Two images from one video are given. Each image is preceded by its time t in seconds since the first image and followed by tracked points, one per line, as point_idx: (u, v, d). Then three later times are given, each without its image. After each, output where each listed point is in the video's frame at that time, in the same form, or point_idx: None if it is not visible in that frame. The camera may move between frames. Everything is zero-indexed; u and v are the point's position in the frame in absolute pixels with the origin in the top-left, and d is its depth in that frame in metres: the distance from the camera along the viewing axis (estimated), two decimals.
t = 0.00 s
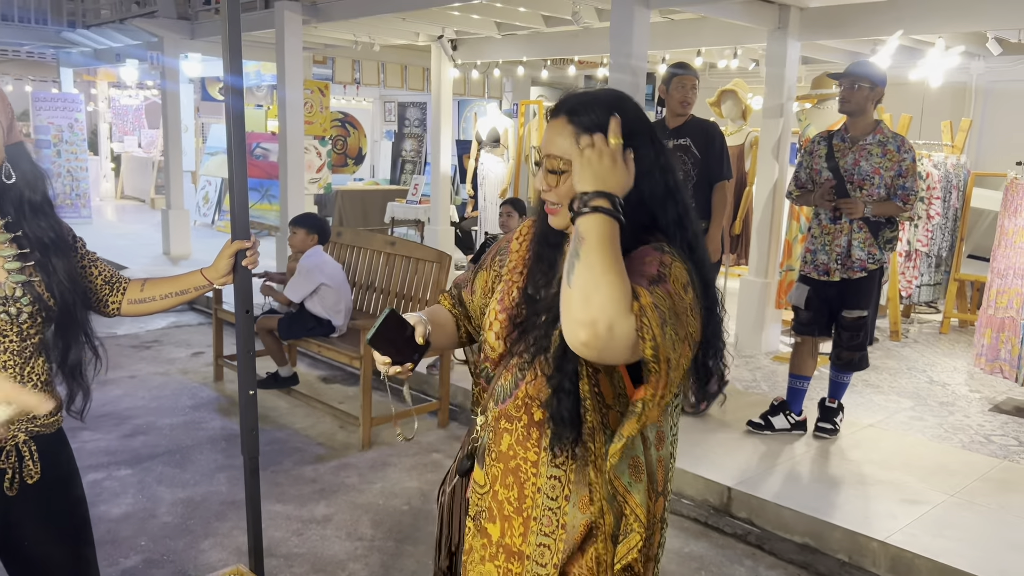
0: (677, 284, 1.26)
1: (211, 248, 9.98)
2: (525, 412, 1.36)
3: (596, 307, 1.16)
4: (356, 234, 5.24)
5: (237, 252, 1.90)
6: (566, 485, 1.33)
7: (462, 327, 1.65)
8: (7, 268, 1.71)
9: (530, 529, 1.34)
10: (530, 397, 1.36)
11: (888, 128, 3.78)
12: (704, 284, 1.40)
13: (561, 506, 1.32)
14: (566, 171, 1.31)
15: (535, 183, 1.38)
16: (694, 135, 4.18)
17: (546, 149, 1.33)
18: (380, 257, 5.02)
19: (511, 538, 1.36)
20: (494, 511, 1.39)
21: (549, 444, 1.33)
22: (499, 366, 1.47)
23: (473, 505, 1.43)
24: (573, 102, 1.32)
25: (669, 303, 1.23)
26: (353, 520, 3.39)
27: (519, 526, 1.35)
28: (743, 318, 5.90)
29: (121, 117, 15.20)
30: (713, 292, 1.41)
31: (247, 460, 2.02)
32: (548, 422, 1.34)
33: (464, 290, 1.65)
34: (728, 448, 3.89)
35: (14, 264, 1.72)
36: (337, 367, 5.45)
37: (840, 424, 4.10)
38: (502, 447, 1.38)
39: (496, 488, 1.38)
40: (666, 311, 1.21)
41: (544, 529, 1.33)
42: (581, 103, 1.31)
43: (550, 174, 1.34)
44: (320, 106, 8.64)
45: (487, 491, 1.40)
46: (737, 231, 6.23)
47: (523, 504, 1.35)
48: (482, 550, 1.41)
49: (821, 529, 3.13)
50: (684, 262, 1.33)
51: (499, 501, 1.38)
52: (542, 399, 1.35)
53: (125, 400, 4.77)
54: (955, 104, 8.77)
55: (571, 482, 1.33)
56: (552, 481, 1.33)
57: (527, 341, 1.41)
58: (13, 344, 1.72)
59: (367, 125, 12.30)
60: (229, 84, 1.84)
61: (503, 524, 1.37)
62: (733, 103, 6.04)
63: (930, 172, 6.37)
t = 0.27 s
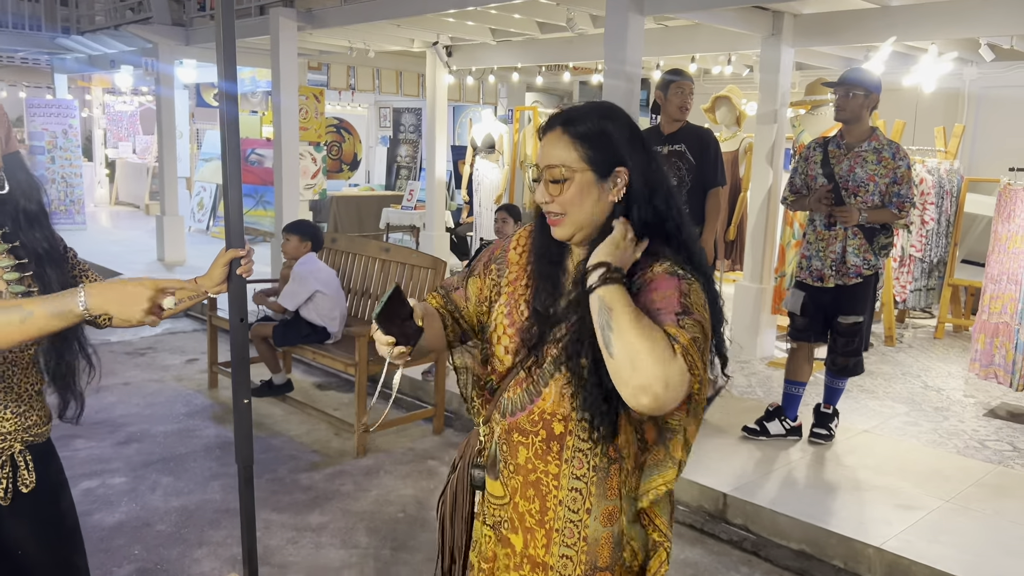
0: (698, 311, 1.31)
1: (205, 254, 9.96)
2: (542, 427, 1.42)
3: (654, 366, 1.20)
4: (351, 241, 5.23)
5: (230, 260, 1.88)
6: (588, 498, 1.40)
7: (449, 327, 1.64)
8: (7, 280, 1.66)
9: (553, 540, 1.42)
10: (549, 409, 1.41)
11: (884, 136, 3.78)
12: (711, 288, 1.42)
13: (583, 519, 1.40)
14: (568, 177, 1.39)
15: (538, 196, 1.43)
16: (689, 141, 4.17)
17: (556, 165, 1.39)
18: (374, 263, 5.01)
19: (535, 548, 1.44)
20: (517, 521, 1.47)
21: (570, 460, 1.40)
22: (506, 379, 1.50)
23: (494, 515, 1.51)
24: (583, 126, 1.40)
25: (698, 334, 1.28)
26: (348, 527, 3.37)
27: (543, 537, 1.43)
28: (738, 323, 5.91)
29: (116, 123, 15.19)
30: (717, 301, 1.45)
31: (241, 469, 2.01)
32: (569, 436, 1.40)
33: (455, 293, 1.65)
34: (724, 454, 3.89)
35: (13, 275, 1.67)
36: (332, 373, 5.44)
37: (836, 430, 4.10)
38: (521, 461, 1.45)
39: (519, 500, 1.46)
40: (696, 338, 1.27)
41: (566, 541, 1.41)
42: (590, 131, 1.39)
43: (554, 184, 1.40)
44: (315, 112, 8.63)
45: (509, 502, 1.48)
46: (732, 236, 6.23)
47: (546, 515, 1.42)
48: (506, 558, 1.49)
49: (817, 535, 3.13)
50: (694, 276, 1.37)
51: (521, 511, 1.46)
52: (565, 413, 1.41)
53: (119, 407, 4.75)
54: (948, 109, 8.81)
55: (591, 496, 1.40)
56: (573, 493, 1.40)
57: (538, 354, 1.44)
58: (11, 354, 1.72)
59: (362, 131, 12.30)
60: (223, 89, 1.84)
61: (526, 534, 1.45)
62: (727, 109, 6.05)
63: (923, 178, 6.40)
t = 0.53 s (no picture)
0: (693, 321, 1.28)
1: (201, 257, 9.95)
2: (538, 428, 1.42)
3: (655, 437, 1.18)
4: (347, 243, 5.22)
5: (225, 263, 1.89)
6: (587, 496, 1.39)
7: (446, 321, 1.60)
8: (8, 282, 1.70)
9: (554, 541, 1.42)
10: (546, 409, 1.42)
11: (880, 138, 3.79)
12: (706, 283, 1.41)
13: (583, 517, 1.39)
14: (573, 175, 1.39)
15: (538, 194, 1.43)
16: (685, 144, 4.17)
17: (561, 163, 1.39)
18: (370, 266, 5.00)
19: (536, 549, 1.46)
20: (519, 522, 1.48)
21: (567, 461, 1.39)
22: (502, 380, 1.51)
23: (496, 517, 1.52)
24: (584, 117, 1.38)
25: (701, 345, 1.26)
26: (343, 531, 3.36)
27: (544, 538, 1.44)
28: (734, 327, 5.90)
29: (112, 127, 15.19)
30: (713, 298, 1.42)
31: (235, 471, 2.01)
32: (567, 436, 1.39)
33: (449, 288, 1.62)
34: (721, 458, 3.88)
35: (13, 279, 1.71)
36: (329, 377, 5.43)
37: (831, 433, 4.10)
38: (519, 462, 1.45)
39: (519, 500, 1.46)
40: (702, 364, 1.24)
41: (566, 541, 1.41)
42: (591, 123, 1.39)
43: (562, 180, 1.39)
44: (311, 115, 8.63)
45: (509, 503, 1.49)
46: (728, 240, 6.23)
47: (546, 516, 1.43)
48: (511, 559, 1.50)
49: (813, 538, 3.13)
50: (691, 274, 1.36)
51: (521, 511, 1.47)
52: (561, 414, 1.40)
53: (114, 411, 4.74)
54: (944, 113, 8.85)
55: (591, 494, 1.39)
56: (574, 493, 1.39)
57: (532, 352, 1.46)
58: (15, 356, 1.71)
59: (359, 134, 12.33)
60: (217, 92, 1.84)
61: (528, 535, 1.46)
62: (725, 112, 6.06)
63: (919, 181, 6.43)
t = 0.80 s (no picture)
0: (677, 323, 1.29)
1: (200, 258, 9.94)
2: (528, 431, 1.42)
3: (620, 435, 1.23)
4: (346, 244, 5.22)
5: (225, 262, 1.88)
6: (580, 503, 1.40)
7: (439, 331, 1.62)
8: (14, 278, 1.69)
9: (549, 548, 1.42)
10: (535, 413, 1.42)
11: (879, 139, 3.79)
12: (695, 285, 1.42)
13: (577, 524, 1.40)
14: (569, 186, 1.37)
15: (534, 204, 1.41)
16: (684, 146, 4.18)
17: (556, 174, 1.36)
18: (369, 267, 5.00)
19: (530, 556, 1.45)
20: (511, 529, 1.48)
21: (559, 467, 1.40)
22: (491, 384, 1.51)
23: (489, 525, 1.52)
24: (579, 114, 1.37)
25: (682, 350, 1.27)
26: (342, 532, 3.36)
27: (539, 545, 1.43)
28: (733, 329, 5.91)
29: (111, 127, 15.19)
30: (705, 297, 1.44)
31: (234, 472, 2.00)
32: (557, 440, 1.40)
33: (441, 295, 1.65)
34: (720, 459, 3.88)
35: (21, 275, 1.71)
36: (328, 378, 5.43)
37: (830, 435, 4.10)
38: (511, 468, 1.46)
39: (512, 506, 1.46)
40: (678, 363, 1.26)
41: (561, 548, 1.41)
42: (586, 119, 1.37)
43: (557, 190, 1.37)
44: (310, 116, 8.63)
45: (501, 510, 1.49)
46: (727, 241, 6.24)
47: (541, 522, 1.43)
48: (505, 567, 1.50)
49: (812, 539, 3.13)
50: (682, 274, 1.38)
51: (513, 518, 1.47)
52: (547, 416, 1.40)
53: (113, 411, 4.73)
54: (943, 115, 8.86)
55: (584, 500, 1.40)
56: (566, 499, 1.40)
57: (519, 356, 1.47)
58: (19, 355, 1.72)
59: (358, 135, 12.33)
60: (218, 93, 1.84)
61: (520, 541, 1.46)
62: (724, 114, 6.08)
63: (918, 183, 6.43)
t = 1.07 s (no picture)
0: (669, 327, 1.28)
1: (203, 257, 9.96)
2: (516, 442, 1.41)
3: (619, 450, 1.23)
4: (349, 243, 5.23)
5: (230, 260, 1.88)
6: (572, 517, 1.38)
7: (434, 355, 1.68)
8: (14, 276, 1.70)
9: (540, 562, 1.40)
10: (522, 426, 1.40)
11: (883, 140, 3.80)
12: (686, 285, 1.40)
13: (568, 538, 1.38)
14: (547, 195, 1.35)
15: (514, 214, 1.39)
16: (687, 146, 4.19)
17: (533, 183, 1.34)
18: (372, 266, 5.01)
19: (520, 569, 1.43)
20: (502, 541, 1.45)
21: (550, 481, 1.38)
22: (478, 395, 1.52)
23: (477, 538, 1.50)
24: (554, 119, 1.34)
25: (678, 354, 1.27)
26: (344, 530, 3.36)
27: (530, 559, 1.41)
28: (736, 329, 5.91)
29: (115, 126, 15.23)
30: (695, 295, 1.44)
31: (237, 470, 2.00)
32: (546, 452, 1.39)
33: (430, 311, 1.69)
34: (722, 459, 3.88)
35: (20, 273, 1.71)
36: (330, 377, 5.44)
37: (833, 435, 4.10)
38: (500, 481, 1.44)
39: (501, 519, 1.45)
40: (676, 371, 1.26)
41: (552, 562, 1.39)
42: (560, 124, 1.34)
43: (537, 200, 1.35)
44: (314, 115, 8.64)
45: (490, 522, 1.47)
46: (730, 241, 6.23)
47: (531, 535, 1.41)
48: None
49: (814, 539, 3.12)
50: (671, 275, 1.37)
51: (503, 531, 1.45)
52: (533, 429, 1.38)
53: (116, 409, 4.74)
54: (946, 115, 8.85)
55: (576, 514, 1.38)
56: (558, 513, 1.38)
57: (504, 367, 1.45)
58: (15, 354, 1.70)
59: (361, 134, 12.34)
60: (223, 93, 1.84)
61: (512, 553, 1.45)
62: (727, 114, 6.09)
63: (921, 184, 6.42)
